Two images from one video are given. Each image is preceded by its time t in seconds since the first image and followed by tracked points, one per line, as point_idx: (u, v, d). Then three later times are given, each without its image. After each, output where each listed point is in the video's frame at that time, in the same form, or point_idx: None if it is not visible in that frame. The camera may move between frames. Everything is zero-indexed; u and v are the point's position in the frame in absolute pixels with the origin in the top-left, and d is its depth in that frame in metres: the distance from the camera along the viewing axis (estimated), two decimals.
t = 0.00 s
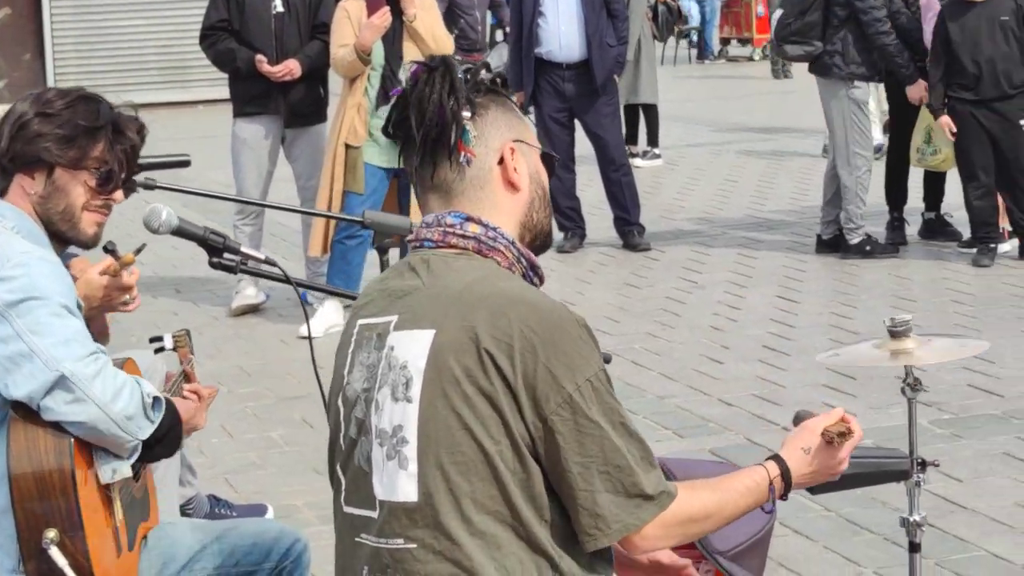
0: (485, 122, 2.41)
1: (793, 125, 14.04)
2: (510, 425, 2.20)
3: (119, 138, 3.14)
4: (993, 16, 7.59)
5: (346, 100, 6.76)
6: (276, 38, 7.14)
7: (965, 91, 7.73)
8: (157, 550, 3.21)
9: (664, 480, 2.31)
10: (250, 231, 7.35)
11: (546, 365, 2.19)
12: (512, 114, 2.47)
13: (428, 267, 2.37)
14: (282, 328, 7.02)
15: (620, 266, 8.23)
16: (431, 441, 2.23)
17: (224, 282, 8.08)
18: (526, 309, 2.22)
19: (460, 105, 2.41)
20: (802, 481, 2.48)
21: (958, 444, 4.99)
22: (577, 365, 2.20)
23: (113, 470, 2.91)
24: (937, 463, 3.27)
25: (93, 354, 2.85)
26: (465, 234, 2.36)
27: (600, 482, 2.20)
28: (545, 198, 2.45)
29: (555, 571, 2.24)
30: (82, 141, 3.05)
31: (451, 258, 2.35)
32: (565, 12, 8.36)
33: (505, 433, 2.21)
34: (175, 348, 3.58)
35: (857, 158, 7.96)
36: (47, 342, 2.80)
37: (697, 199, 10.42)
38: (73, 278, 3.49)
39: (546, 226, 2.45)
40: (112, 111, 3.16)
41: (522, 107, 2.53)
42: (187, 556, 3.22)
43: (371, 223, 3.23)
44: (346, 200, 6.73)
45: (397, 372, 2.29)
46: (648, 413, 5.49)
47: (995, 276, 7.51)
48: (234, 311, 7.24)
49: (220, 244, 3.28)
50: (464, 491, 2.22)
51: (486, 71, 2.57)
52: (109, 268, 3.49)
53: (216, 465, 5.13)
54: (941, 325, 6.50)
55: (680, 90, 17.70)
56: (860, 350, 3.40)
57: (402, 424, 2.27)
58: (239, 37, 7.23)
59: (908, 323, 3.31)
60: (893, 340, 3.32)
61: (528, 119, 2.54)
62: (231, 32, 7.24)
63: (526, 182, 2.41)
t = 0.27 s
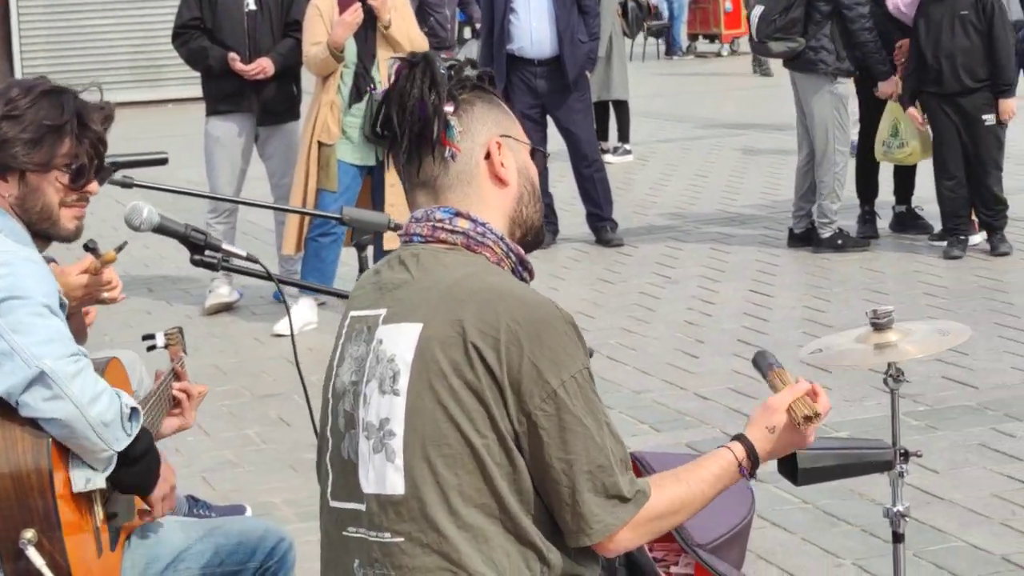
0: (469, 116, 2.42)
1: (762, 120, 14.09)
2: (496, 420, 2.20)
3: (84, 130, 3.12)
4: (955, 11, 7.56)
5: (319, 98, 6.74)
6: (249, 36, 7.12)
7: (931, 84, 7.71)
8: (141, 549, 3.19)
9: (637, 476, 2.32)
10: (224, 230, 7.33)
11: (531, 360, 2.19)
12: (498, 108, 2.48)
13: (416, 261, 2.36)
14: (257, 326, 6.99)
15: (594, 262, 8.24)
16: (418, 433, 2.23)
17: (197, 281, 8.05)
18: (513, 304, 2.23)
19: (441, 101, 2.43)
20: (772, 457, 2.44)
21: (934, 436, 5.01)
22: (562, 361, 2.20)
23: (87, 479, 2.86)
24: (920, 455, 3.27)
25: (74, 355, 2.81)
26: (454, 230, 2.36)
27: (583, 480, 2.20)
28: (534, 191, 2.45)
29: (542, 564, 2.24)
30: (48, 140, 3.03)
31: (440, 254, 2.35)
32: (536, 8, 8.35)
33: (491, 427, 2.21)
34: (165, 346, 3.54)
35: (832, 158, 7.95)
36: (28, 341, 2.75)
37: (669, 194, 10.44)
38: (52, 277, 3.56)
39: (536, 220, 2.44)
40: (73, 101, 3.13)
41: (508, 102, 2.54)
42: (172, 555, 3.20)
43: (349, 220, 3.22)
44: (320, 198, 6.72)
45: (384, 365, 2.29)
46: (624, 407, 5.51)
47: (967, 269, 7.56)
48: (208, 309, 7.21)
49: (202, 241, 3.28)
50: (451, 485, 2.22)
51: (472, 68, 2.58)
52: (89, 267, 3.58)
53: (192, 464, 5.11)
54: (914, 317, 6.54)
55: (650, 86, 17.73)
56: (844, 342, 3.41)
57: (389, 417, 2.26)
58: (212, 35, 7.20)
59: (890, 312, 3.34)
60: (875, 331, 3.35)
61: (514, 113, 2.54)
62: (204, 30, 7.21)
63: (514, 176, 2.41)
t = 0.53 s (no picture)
0: (455, 116, 2.43)
1: (745, 117, 14.11)
2: (493, 417, 2.20)
3: (88, 143, 3.15)
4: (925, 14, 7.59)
5: (304, 98, 6.76)
6: (236, 36, 7.10)
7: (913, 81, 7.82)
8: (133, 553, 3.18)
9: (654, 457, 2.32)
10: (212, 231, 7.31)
11: (528, 355, 2.20)
12: (484, 107, 2.48)
13: (406, 262, 2.36)
14: (244, 326, 6.98)
15: (580, 260, 8.24)
16: (416, 433, 2.22)
17: (183, 282, 8.03)
18: (506, 301, 2.23)
19: (427, 100, 2.43)
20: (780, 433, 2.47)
21: (922, 431, 5.03)
22: (559, 353, 2.20)
23: (56, 479, 2.87)
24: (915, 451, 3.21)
25: (48, 351, 2.85)
26: (443, 228, 2.36)
27: (589, 468, 2.20)
28: (522, 189, 2.45)
29: (540, 563, 2.24)
30: (48, 145, 3.08)
31: (429, 253, 2.35)
32: (519, 7, 8.34)
33: (489, 424, 2.21)
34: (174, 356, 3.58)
35: (818, 155, 7.97)
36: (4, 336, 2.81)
37: (654, 192, 10.45)
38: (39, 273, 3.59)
39: (525, 218, 2.45)
40: (84, 117, 3.19)
41: (493, 101, 2.55)
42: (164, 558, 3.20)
43: (339, 219, 3.23)
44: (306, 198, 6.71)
45: (377, 367, 2.29)
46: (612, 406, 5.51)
47: (953, 265, 7.58)
48: (195, 310, 7.20)
49: (195, 243, 3.27)
50: (448, 484, 2.21)
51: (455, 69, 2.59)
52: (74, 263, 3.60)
53: (181, 465, 5.10)
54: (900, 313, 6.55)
55: (632, 84, 17.75)
56: (837, 342, 3.40)
57: (385, 418, 2.26)
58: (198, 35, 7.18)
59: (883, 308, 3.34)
60: (870, 327, 3.35)
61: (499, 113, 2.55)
62: (190, 30, 7.19)
63: (502, 173, 2.41)
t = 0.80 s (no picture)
0: (451, 113, 2.43)
1: (745, 114, 14.11)
2: (495, 416, 2.20)
3: (88, 131, 3.15)
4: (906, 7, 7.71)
5: (307, 96, 6.74)
6: (238, 34, 7.10)
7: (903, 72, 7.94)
8: (141, 548, 3.17)
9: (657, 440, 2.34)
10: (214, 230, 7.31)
11: (529, 352, 2.20)
12: (478, 105, 2.49)
13: (405, 261, 2.36)
14: (245, 324, 6.98)
15: (581, 257, 8.24)
16: (418, 434, 2.22)
17: (185, 280, 8.03)
18: (505, 299, 2.22)
19: (422, 96, 2.43)
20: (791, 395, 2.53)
21: (926, 427, 5.03)
22: (559, 349, 2.20)
23: (73, 456, 2.88)
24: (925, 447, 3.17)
25: (51, 335, 2.86)
26: (440, 226, 2.36)
27: (593, 460, 2.21)
28: (519, 185, 2.45)
29: (546, 561, 2.24)
30: (49, 136, 3.08)
31: (426, 252, 2.35)
32: (520, 4, 8.33)
33: (492, 423, 2.21)
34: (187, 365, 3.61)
35: (820, 150, 7.97)
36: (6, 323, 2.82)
37: (654, 189, 10.45)
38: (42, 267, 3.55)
39: (521, 215, 2.45)
40: (81, 105, 3.18)
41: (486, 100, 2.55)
42: (173, 553, 3.19)
43: (345, 217, 3.23)
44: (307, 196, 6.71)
45: (377, 369, 2.28)
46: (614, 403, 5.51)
47: (955, 261, 7.58)
48: (196, 308, 7.20)
49: (203, 241, 3.27)
50: (451, 485, 2.21)
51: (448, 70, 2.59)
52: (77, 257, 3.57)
53: (185, 464, 5.10)
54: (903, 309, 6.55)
55: (631, 80, 17.75)
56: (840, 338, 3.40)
57: (386, 420, 2.26)
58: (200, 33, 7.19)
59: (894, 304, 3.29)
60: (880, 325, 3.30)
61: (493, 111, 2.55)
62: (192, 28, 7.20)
63: (498, 169, 2.42)
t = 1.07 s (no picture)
0: (486, 109, 2.42)
1: (754, 110, 14.10)
2: (518, 411, 2.20)
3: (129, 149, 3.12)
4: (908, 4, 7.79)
5: (316, 92, 6.76)
6: (249, 32, 7.11)
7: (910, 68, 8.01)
8: (162, 545, 3.17)
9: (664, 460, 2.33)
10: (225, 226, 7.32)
11: (551, 349, 2.19)
12: (511, 105, 2.48)
13: (427, 257, 2.36)
14: (258, 322, 6.99)
15: (591, 254, 8.24)
16: (440, 427, 2.22)
17: (196, 278, 8.04)
18: (528, 295, 2.22)
19: (460, 88, 2.42)
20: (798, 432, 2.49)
21: (941, 424, 5.01)
22: (581, 346, 2.20)
23: (103, 457, 2.85)
24: (946, 444, 3.13)
25: (80, 339, 2.79)
26: (463, 222, 2.36)
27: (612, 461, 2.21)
28: (541, 191, 2.46)
29: (567, 557, 2.24)
30: (102, 149, 3.02)
31: (450, 248, 2.35)
32: (530, 0, 8.32)
33: (514, 418, 2.21)
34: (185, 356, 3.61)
35: (832, 146, 7.96)
36: (33, 328, 2.73)
37: (664, 185, 10.45)
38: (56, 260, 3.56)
39: (541, 219, 2.45)
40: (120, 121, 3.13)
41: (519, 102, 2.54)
42: (193, 548, 3.19)
43: (359, 213, 3.23)
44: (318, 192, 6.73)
45: (400, 363, 2.28)
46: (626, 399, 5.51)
47: (967, 256, 7.56)
48: (207, 305, 7.21)
49: (220, 239, 3.27)
50: (474, 479, 2.21)
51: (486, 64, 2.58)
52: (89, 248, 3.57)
53: (199, 461, 5.11)
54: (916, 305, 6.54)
55: (639, 77, 17.75)
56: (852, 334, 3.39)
57: (409, 414, 2.26)
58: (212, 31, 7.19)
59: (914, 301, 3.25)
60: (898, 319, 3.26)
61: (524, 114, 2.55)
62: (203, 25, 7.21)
63: (524, 173, 2.42)
